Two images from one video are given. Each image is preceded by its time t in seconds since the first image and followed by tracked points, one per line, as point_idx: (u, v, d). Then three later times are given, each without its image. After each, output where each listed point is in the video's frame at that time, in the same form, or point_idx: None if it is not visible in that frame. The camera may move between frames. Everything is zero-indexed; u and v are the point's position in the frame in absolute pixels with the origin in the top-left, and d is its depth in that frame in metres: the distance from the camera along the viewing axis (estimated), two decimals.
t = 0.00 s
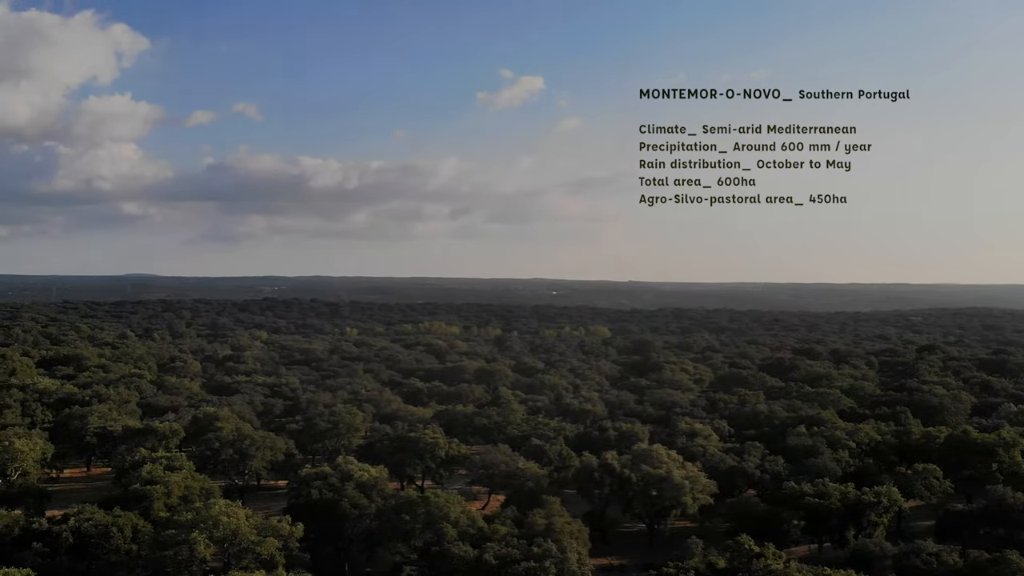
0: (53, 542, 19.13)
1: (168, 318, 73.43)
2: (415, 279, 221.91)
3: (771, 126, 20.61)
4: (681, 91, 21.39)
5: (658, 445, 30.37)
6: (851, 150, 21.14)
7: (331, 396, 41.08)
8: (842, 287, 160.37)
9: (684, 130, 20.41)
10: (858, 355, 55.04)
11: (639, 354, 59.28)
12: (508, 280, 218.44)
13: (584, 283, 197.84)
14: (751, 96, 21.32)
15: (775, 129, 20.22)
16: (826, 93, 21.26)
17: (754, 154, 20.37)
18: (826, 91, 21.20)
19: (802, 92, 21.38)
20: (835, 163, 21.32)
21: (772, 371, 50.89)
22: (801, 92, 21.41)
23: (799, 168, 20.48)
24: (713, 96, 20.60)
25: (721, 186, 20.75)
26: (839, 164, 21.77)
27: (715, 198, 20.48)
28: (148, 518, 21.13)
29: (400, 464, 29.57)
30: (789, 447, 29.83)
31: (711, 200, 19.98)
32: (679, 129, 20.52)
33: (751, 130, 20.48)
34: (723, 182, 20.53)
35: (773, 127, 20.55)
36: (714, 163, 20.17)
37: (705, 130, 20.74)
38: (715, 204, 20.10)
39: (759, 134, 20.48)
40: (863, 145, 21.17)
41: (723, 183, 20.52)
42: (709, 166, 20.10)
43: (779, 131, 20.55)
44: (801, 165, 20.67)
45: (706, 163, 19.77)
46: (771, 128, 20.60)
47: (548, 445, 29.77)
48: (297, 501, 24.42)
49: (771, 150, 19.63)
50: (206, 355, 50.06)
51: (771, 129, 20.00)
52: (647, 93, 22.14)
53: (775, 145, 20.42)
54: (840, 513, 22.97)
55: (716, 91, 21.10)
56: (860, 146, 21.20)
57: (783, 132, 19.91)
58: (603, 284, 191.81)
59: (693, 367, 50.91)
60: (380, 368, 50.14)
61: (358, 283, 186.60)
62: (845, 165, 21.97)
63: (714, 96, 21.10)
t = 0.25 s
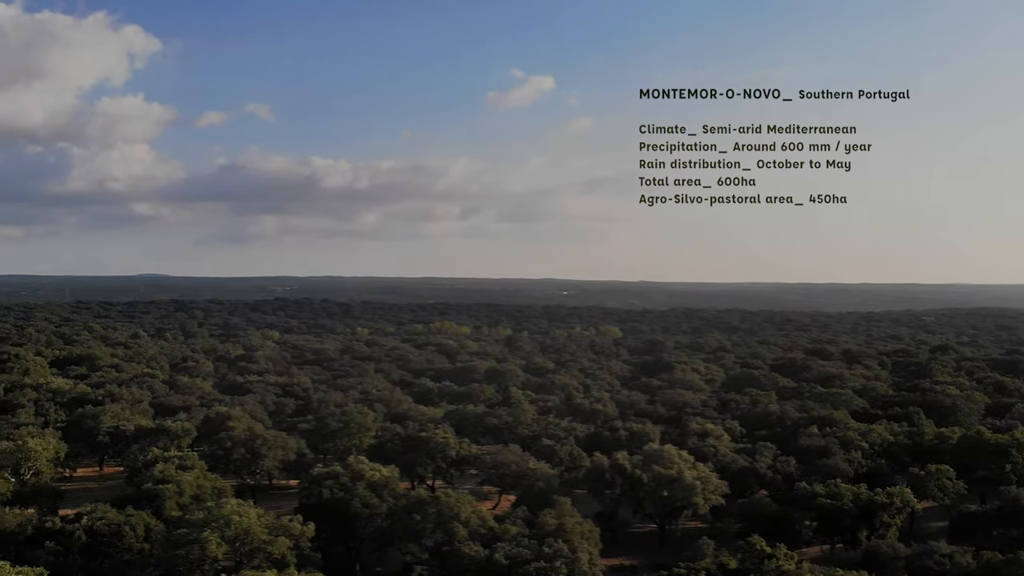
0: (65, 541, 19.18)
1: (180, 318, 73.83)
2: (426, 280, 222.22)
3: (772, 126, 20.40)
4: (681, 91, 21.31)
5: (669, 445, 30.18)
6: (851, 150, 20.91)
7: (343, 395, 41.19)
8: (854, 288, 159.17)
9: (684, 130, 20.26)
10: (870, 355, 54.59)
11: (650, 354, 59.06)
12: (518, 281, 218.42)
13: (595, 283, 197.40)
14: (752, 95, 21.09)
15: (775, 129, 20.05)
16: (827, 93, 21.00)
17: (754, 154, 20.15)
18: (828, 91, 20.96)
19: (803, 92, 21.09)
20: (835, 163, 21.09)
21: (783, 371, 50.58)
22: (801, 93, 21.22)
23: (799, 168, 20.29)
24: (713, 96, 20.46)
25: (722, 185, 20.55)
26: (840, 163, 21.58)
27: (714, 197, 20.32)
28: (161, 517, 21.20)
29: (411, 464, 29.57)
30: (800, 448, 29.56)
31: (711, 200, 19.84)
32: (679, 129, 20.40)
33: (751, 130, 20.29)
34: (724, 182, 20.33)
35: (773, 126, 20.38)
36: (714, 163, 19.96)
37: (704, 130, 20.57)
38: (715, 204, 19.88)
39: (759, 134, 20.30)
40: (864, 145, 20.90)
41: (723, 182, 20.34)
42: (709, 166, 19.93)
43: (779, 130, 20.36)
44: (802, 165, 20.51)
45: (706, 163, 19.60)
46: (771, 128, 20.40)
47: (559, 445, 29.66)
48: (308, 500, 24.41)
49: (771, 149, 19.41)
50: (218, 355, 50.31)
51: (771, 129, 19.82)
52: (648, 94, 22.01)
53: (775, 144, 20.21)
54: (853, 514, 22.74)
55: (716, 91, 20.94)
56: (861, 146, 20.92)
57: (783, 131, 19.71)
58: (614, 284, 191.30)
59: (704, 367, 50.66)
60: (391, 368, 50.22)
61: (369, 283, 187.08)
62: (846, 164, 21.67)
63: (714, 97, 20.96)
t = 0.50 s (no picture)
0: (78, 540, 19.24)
1: (192, 318, 74.26)
2: (437, 280, 222.63)
3: (771, 126, 20.10)
4: (680, 91, 20.98)
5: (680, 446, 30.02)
6: (851, 150, 20.56)
7: (354, 395, 41.31)
8: (867, 287, 157.94)
9: (683, 130, 20.03)
10: (883, 356, 54.11)
11: (661, 354, 58.85)
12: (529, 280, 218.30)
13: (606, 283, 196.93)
14: (751, 96, 20.82)
15: (774, 129, 19.73)
16: (826, 92, 20.61)
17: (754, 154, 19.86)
18: (827, 91, 20.58)
19: (802, 92, 20.68)
20: (835, 163, 20.68)
21: (795, 371, 50.23)
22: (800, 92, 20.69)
23: (799, 168, 19.93)
24: (713, 96, 20.14)
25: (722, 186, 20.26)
26: (839, 163, 21.17)
27: (714, 198, 20.02)
28: (173, 516, 21.29)
29: (421, 464, 29.58)
30: (812, 448, 29.33)
31: (710, 200, 19.57)
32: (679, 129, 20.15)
33: (750, 130, 20.05)
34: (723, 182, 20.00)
35: (773, 126, 20.09)
36: (714, 163, 19.69)
37: (704, 131, 20.33)
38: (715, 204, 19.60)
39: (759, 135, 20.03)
40: (863, 145, 20.50)
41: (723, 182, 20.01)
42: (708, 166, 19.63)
43: (779, 131, 20.03)
44: (801, 165, 20.15)
45: (706, 163, 19.35)
46: (771, 128, 20.12)
47: (570, 445, 29.56)
48: (320, 499, 24.46)
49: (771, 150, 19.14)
50: (230, 355, 50.58)
51: (770, 129, 19.53)
52: (646, 94, 21.65)
53: (775, 144, 19.92)
54: (865, 515, 22.54)
55: (715, 92, 20.60)
56: (860, 145, 20.51)
57: (783, 131, 19.40)
58: (625, 284, 190.74)
59: (715, 368, 50.39)
60: (402, 368, 50.29)
61: (380, 283, 187.53)
62: (845, 163, 21.18)
63: (714, 97, 20.59)
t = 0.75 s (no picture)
0: (91, 539, 19.31)
1: (203, 318, 74.60)
2: (449, 280, 222.65)
3: (770, 126, 21.18)
4: (682, 92, 21.93)
5: (691, 446, 29.82)
6: (849, 150, 21.43)
7: (364, 394, 41.40)
8: (880, 287, 156.61)
9: (685, 130, 21.05)
10: (896, 356, 53.62)
11: (672, 354, 58.62)
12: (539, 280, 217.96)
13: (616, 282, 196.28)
14: (751, 96, 21.77)
15: (773, 130, 20.82)
16: (825, 93, 21.42)
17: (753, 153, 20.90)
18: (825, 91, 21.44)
19: (802, 92, 21.59)
20: (835, 163, 21.42)
21: (807, 372, 49.88)
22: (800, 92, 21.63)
23: (798, 167, 20.68)
24: (712, 97, 21.23)
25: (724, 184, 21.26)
26: (840, 162, 21.62)
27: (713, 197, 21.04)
28: (185, 515, 21.37)
29: (432, 463, 29.55)
30: (824, 449, 29.06)
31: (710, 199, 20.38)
32: (680, 129, 21.19)
33: (750, 130, 21.07)
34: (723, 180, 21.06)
35: (771, 126, 21.17)
36: (714, 162, 20.69)
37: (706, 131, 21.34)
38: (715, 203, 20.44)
39: (759, 133, 21.07)
40: (863, 145, 21.43)
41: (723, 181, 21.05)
42: (709, 165, 20.57)
43: (778, 130, 21.10)
44: (801, 165, 20.97)
45: (706, 162, 20.37)
46: (770, 128, 21.20)
47: (580, 445, 29.48)
48: (330, 497, 24.49)
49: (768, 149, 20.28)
50: (242, 354, 50.80)
51: (769, 129, 20.66)
52: (649, 94, 22.53)
53: (773, 144, 20.98)
54: (877, 516, 22.26)
55: (716, 93, 21.63)
56: (859, 146, 21.49)
57: (781, 132, 20.57)
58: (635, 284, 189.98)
59: (727, 368, 50.11)
60: (413, 368, 50.34)
61: (390, 284, 187.77)
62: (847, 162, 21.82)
63: (715, 97, 21.61)
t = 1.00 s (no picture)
0: (103, 537, 19.40)
1: (215, 317, 74.92)
2: (460, 280, 222.72)
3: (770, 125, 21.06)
4: (681, 92, 21.82)
5: (703, 446, 29.63)
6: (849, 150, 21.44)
7: (376, 394, 41.47)
8: (893, 287, 155.19)
9: (684, 130, 20.88)
10: (909, 356, 53.08)
11: (683, 354, 58.34)
12: (549, 279, 217.58)
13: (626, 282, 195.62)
14: (751, 95, 21.66)
15: (773, 129, 20.69)
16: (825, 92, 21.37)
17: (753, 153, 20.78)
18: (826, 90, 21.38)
19: (802, 92, 21.49)
20: (834, 163, 21.41)
21: (819, 372, 49.50)
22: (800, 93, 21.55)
23: (799, 167, 20.55)
24: (712, 97, 21.07)
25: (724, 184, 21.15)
26: (839, 163, 21.73)
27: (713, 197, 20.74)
28: (196, 514, 21.42)
29: (442, 463, 29.53)
30: (837, 450, 28.79)
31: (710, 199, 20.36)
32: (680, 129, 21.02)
33: (750, 130, 20.94)
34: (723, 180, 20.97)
35: (772, 126, 21.05)
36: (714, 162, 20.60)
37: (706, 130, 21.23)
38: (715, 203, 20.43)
39: (759, 133, 20.95)
40: (863, 145, 21.38)
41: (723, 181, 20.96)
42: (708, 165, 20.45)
43: (778, 130, 21.02)
44: (801, 165, 20.89)
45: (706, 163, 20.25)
46: (770, 128, 21.07)
47: (591, 445, 29.37)
48: (342, 496, 24.52)
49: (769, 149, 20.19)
50: (254, 354, 51.00)
51: (770, 129, 20.52)
52: (649, 94, 22.49)
53: (773, 144, 20.89)
54: (889, 517, 21.98)
55: (716, 93, 21.50)
56: (860, 146, 21.44)
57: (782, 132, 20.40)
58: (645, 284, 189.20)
59: (738, 368, 49.80)
60: (423, 367, 50.34)
61: (401, 284, 188.00)
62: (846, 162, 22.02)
63: (714, 97, 21.50)
